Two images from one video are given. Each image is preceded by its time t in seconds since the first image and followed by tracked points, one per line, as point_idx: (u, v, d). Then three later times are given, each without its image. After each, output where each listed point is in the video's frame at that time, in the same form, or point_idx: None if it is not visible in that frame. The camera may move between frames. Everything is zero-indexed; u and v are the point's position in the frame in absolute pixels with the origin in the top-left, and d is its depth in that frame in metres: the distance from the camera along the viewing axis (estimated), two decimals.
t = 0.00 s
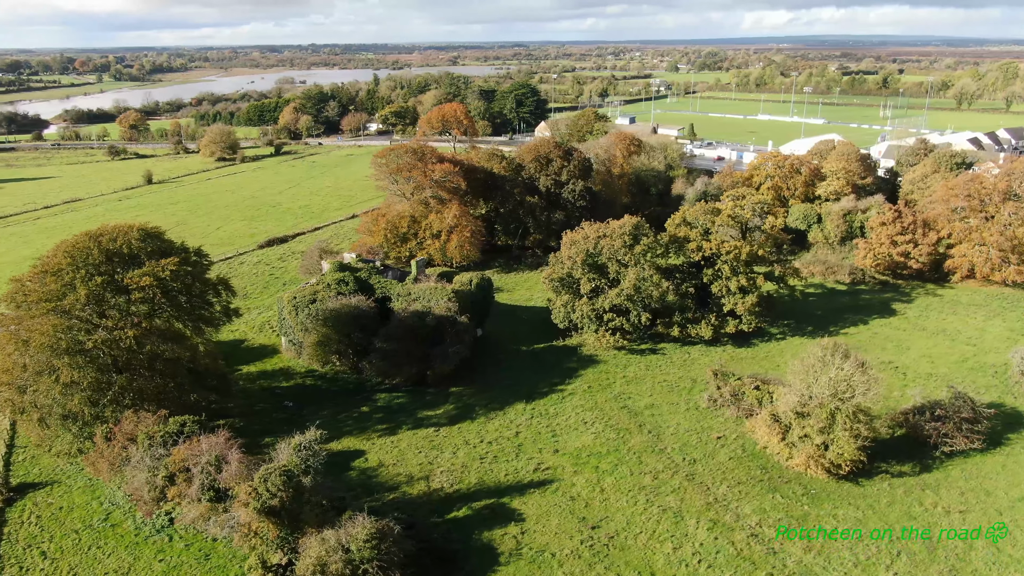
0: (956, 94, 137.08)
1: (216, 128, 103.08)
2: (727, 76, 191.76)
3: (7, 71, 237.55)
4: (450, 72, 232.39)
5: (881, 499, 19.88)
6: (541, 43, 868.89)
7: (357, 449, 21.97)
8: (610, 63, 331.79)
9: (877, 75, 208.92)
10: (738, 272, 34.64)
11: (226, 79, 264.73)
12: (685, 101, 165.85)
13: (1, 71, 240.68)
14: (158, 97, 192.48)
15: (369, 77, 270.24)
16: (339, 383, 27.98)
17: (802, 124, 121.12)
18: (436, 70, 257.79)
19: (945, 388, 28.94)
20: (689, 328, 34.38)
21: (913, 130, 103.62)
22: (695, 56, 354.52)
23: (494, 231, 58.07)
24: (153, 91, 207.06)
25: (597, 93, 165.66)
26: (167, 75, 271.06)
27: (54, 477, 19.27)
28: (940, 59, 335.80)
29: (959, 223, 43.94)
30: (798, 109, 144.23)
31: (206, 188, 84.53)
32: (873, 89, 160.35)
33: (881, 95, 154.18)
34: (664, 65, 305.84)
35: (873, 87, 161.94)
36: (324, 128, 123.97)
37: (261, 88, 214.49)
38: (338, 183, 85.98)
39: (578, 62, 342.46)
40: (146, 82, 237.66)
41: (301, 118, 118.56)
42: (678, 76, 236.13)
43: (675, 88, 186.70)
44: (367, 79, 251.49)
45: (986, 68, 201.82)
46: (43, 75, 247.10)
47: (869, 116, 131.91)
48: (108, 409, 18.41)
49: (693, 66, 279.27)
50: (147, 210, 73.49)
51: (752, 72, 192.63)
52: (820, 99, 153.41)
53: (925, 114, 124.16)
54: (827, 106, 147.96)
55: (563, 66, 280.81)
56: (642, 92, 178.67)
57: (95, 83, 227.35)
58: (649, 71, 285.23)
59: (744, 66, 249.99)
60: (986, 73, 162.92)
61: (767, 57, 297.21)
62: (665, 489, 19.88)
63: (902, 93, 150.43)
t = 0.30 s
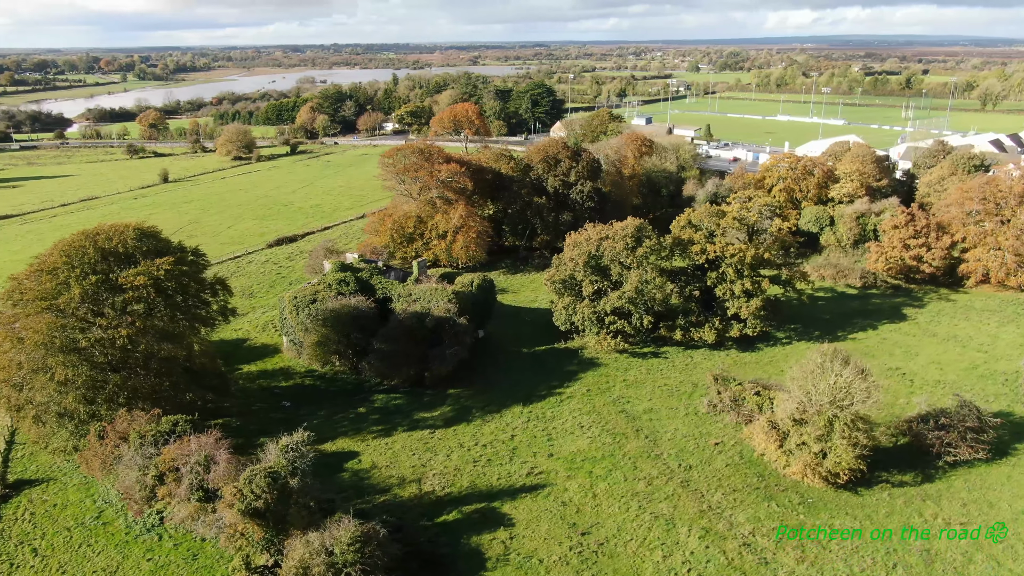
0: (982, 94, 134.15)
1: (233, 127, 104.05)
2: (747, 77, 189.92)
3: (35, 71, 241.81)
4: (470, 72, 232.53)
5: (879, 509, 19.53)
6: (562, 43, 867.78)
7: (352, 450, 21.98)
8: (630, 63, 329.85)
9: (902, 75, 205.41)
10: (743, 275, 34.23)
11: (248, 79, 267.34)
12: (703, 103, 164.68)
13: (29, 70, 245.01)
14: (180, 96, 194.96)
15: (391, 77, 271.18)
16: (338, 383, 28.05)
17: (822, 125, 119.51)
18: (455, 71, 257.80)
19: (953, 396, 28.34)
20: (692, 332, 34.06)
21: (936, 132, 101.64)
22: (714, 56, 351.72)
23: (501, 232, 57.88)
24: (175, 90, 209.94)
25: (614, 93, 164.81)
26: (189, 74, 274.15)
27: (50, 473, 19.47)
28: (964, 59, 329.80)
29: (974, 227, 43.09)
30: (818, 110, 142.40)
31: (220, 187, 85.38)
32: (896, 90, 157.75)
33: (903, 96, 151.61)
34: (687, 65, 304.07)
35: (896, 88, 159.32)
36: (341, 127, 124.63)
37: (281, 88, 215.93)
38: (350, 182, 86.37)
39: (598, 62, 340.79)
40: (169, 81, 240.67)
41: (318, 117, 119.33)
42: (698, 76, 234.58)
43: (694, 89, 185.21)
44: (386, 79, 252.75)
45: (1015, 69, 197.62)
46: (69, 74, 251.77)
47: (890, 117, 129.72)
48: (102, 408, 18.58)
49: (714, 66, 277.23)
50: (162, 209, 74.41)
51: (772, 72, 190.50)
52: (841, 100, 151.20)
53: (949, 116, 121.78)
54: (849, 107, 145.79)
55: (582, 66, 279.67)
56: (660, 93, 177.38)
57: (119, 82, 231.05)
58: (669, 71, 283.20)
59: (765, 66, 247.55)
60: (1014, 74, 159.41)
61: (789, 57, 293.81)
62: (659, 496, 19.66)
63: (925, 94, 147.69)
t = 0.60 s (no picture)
0: (1009, 95, 131.39)
1: (250, 126, 105.00)
2: (767, 78, 188.09)
3: (63, 71, 246.11)
4: (489, 72, 232.68)
5: (877, 520, 19.17)
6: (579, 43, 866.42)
7: (345, 452, 22.01)
8: (650, 63, 328.05)
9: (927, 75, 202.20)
10: (747, 279, 33.81)
11: (269, 78, 270.08)
12: (722, 103, 163.39)
13: (57, 70, 249.43)
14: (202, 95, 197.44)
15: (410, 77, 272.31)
16: (337, 384, 28.09)
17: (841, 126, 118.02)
18: (488, 71, 258.20)
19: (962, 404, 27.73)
20: (695, 336, 33.71)
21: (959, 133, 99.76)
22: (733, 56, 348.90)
23: (509, 233, 57.69)
24: (198, 90, 212.46)
25: (632, 93, 163.95)
26: (212, 74, 277.36)
27: (47, 470, 19.69)
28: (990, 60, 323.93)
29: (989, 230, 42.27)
30: (839, 111, 140.59)
31: (235, 185, 86.18)
32: (920, 90, 155.20)
33: (927, 97, 149.18)
34: (707, 65, 302.13)
35: (920, 89, 156.76)
36: (358, 127, 125.25)
37: (302, 88, 217.50)
38: (363, 182, 86.69)
39: (617, 62, 339.11)
40: (192, 81, 243.86)
41: (335, 117, 120.03)
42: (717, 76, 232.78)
43: (713, 90, 183.65)
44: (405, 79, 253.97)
45: None
46: (95, 74, 256.20)
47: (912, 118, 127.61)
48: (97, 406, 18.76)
49: (735, 66, 275.06)
50: (178, 207, 75.29)
51: (794, 73, 188.41)
52: (863, 100, 149.06)
53: (973, 117, 119.49)
54: (870, 108, 143.70)
55: (607, 66, 278.10)
56: (679, 93, 176.12)
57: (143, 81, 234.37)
58: (690, 71, 280.85)
59: (786, 66, 245.18)
60: None
61: (811, 57, 290.61)
62: (651, 502, 19.45)
63: (950, 95, 145.06)
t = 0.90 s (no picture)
0: None
1: (266, 126, 105.78)
2: (788, 78, 186.17)
3: (89, 71, 250.19)
4: (509, 71, 232.70)
5: (874, 530, 18.81)
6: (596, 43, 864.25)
7: (340, 453, 22.04)
8: (670, 63, 326.25)
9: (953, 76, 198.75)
10: (752, 282, 33.38)
11: (290, 77, 272.13)
12: (742, 103, 161.99)
13: (84, 69, 253.60)
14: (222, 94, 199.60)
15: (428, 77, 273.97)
16: (335, 384, 28.14)
17: (861, 127, 116.46)
18: (507, 70, 258.56)
19: (971, 414, 27.08)
20: (698, 339, 33.37)
21: (983, 135, 97.78)
22: (753, 56, 346.06)
23: (517, 233, 57.49)
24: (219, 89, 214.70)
25: (650, 94, 163.08)
26: (234, 73, 280.26)
27: (44, 467, 19.91)
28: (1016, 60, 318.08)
29: (1003, 234, 41.46)
30: (861, 112, 138.65)
31: (249, 184, 86.92)
32: (944, 91, 152.64)
33: (952, 98, 146.73)
34: (728, 66, 300.23)
35: (946, 89, 154.03)
36: (375, 126, 125.74)
37: (322, 87, 219.04)
38: (376, 181, 86.93)
39: (644, 62, 338.44)
40: (214, 80, 246.89)
41: (351, 116, 120.60)
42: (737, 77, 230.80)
43: (732, 90, 182.09)
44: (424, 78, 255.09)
45: None
46: (119, 72, 260.14)
47: (935, 120, 125.41)
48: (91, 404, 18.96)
49: (757, 66, 272.89)
50: (193, 205, 76.12)
51: (815, 74, 186.24)
52: (885, 102, 146.90)
53: (999, 119, 117.14)
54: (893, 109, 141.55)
55: (626, 66, 277.27)
56: (698, 93, 174.82)
57: (167, 80, 237.60)
58: (711, 71, 279.18)
59: (808, 66, 242.81)
60: None
61: (833, 57, 287.34)
62: (644, 509, 19.24)
63: (976, 96, 142.41)
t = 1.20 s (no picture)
0: None
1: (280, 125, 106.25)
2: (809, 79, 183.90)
3: (114, 70, 254.11)
4: (528, 71, 232.34)
5: (871, 542, 18.48)
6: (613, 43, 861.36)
7: (334, 454, 22.08)
8: (698, 64, 324.83)
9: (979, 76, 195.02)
10: (756, 286, 32.96)
11: (310, 76, 274.04)
12: (761, 104, 160.31)
13: (110, 68, 257.55)
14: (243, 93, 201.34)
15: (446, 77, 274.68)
16: (335, 384, 28.22)
17: (881, 128, 114.77)
18: (527, 70, 258.44)
19: (979, 424, 26.48)
20: (701, 343, 33.04)
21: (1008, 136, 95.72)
22: (773, 56, 342.47)
23: (525, 234, 57.29)
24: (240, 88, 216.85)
25: (668, 94, 161.96)
26: (256, 73, 282.72)
27: (41, 464, 20.12)
28: None
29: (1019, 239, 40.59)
30: (883, 112, 136.55)
31: (264, 183, 87.63)
32: (970, 92, 149.80)
33: (977, 99, 143.98)
34: (748, 66, 297.75)
35: (971, 90, 151.10)
36: (392, 126, 126.06)
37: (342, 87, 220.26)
38: (389, 181, 87.15)
39: (662, 62, 336.84)
40: (235, 79, 249.39)
41: (367, 116, 121.08)
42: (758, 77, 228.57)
43: (752, 90, 180.27)
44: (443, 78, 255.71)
45: None
46: (143, 71, 263.82)
47: (959, 121, 123.07)
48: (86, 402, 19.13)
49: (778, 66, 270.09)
50: (207, 203, 76.89)
51: (837, 74, 183.73)
52: (908, 102, 144.56)
53: None
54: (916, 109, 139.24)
55: (645, 66, 275.87)
56: (717, 94, 173.29)
57: (189, 80, 240.53)
58: (731, 70, 277.05)
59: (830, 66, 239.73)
60: None
61: (864, 57, 283.42)
62: (635, 516, 19.05)
63: (1002, 97, 139.55)
